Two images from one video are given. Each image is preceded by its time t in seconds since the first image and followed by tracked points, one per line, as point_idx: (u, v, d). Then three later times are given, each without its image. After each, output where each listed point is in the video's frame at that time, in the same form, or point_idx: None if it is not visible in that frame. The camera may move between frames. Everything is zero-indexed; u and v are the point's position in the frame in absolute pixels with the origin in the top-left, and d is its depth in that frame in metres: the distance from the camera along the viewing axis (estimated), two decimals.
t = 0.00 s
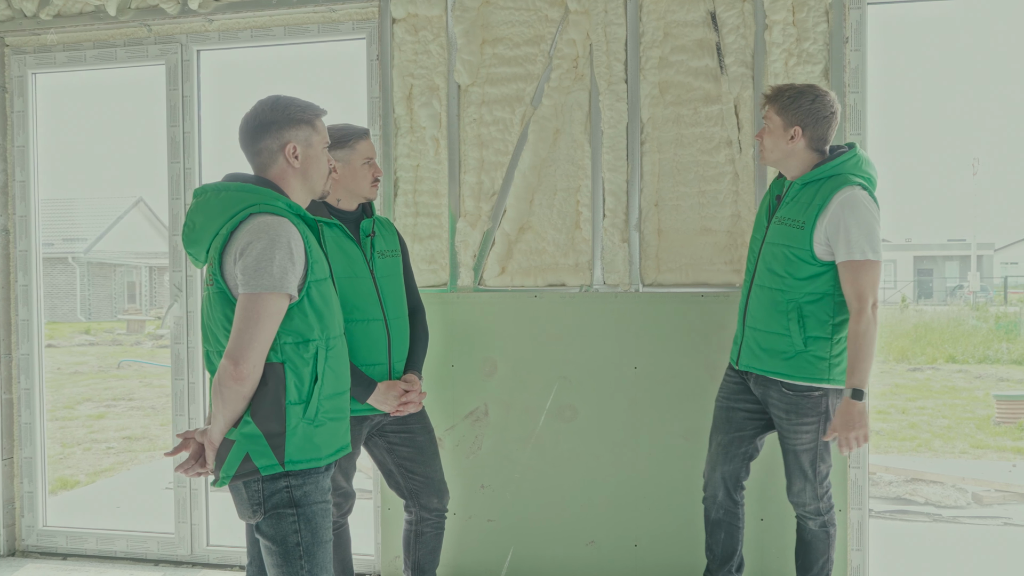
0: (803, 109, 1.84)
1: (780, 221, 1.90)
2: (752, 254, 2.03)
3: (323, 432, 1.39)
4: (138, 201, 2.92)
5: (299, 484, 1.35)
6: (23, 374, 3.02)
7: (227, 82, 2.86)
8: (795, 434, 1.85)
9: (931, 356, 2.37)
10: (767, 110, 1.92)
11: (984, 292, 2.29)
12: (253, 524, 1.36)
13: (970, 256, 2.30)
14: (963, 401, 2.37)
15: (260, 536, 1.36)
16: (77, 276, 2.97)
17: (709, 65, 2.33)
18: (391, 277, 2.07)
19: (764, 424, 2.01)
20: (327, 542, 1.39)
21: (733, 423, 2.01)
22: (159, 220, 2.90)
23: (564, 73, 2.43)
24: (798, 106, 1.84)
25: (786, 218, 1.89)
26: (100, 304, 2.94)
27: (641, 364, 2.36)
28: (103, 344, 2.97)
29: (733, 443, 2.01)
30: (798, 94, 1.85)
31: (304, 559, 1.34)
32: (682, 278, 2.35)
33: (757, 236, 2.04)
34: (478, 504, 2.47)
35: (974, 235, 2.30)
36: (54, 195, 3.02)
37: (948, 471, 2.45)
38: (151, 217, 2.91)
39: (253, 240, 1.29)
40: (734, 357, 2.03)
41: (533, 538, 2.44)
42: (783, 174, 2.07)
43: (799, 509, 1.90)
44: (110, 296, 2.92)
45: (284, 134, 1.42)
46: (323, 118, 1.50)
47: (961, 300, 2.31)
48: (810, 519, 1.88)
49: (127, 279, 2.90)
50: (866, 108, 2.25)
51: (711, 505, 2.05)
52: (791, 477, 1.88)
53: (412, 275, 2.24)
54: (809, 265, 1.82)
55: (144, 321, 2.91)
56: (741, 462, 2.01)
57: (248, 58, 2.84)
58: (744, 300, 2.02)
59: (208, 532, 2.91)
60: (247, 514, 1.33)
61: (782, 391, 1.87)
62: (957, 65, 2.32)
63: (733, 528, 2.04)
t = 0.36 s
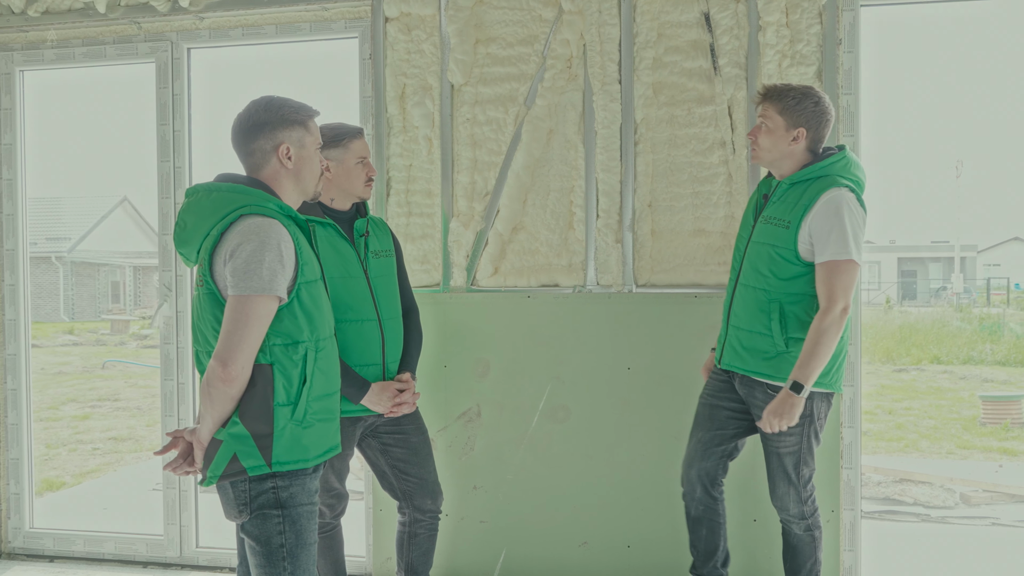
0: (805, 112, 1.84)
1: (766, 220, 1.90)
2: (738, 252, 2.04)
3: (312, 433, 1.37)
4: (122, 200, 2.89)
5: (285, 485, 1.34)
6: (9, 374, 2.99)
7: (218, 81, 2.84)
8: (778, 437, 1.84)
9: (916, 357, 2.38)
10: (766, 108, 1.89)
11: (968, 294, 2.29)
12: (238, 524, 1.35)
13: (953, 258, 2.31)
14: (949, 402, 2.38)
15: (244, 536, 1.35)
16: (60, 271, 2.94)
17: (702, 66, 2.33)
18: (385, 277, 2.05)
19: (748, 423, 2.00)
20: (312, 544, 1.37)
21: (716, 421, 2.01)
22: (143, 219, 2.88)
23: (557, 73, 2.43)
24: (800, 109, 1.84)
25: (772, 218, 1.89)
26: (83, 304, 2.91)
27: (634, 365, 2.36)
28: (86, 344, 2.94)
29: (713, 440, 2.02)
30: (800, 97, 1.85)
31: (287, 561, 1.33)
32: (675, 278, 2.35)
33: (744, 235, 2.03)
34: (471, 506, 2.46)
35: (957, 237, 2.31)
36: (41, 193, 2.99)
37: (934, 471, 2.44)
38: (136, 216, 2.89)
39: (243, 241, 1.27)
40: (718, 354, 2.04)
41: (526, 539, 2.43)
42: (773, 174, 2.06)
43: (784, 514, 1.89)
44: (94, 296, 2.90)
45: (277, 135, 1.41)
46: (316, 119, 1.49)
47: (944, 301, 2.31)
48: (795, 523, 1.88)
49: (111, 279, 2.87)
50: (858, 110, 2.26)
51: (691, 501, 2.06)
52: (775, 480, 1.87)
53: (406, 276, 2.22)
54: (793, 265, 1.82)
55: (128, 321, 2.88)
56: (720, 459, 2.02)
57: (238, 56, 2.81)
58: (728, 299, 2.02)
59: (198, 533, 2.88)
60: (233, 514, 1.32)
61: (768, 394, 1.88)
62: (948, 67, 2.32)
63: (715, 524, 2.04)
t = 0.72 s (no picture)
0: (760, 115, 1.84)
1: (729, 227, 1.90)
2: (699, 262, 2.02)
3: (289, 430, 1.35)
4: (99, 191, 2.84)
5: (263, 480, 1.32)
6: None
7: (204, 73, 2.80)
8: (755, 441, 1.84)
9: (892, 361, 2.40)
10: (724, 110, 1.88)
11: (943, 298, 2.33)
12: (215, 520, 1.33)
13: (930, 263, 2.35)
14: (925, 405, 2.40)
15: (221, 532, 1.33)
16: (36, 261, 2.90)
17: (693, 68, 2.33)
18: (373, 274, 2.03)
19: (715, 429, 2.00)
20: (291, 539, 1.36)
21: (684, 429, 2.00)
22: (121, 212, 2.83)
23: (548, 72, 2.42)
24: (755, 112, 1.84)
25: (735, 224, 1.88)
26: (59, 296, 2.88)
27: (620, 365, 2.36)
28: (60, 337, 2.91)
29: (681, 447, 2.00)
30: (753, 99, 1.85)
31: (265, 556, 1.31)
32: (662, 279, 2.35)
33: (702, 243, 2.02)
34: (454, 505, 2.44)
35: (933, 243, 2.34)
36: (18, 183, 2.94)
37: (913, 474, 2.44)
38: (114, 209, 2.84)
39: (227, 235, 1.26)
40: (688, 365, 2.01)
41: (509, 539, 2.42)
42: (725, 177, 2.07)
43: (765, 515, 1.89)
44: (70, 288, 2.86)
45: (267, 129, 1.39)
46: (306, 115, 1.47)
47: (921, 305, 2.35)
48: (777, 524, 1.88)
49: (87, 271, 2.83)
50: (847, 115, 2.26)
51: (649, 505, 2.05)
52: (755, 484, 1.87)
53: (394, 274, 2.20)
54: (760, 269, 1.83)
55: (104, 314, 2.85)
56: (686, 465, 2.01)
57: (226, 48, 2.78)
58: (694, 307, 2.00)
59: (177, 530, 2.85)
60: (209, 509, 1.30)
61: (740, 399, 1.87)
62: (934, 73, 2.34)
63: (666, 528, 2.06)
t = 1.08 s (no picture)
0: (683, 107, 1.88)
1: (669, 222, 1.90)
2: (640, 262, 1.98)
3: (288, 431, 1.34)
4: (87, 195, 2.84)
5: (261, 483, 1.31)
6: None
7: (198, 75, 2.79)
8: (716, 437, 1.84)
9: (882, 359, 2.38)
10: (666, 110, 1.88)
11: (930, 296, 2.33)
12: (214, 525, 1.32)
13: (917, 261, 2.35)
14: (916, 403, 2.41)
15: (220, 537, 1.31)
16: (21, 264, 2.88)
17: (690, 68, 2.33)
18: (373, 276, 2.01)
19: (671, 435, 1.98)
20: (290, 543, 1.34)
21: (641, 440, 1.98)
22: (110, 217, 2.82)
23: (544, 72, 2.41)
24: (679, 106, 1.87)
25: (675, 218, 1.90)
26: (46, 300, 2.86)
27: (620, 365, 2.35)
28: (49, 341, 2.88)
29: (643, 459, 1.98)
30: (670, 95, 1.88)
31: (264, 561, 1.29)
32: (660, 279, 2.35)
33: (637, 242, 2.00)
34: (454, 506, 2.44)
35: (921, 241, 2.35)
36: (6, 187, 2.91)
37: (908, 471, 2.48)
38: (102, 213, 2.83)
39: (227, 234, 1.25)
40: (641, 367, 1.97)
41: (509, 540, 2.41)
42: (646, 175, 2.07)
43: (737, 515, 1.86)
44: (57, 293, 2.84)
45: (265, 131, 1.38)
46: (305, 117, 1.46)
47: (909, 304, 2.34)
48: (750, 520, 1.85)
49: (74, 275, 2.81)
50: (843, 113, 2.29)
51: (622, 519, 2.01)
52: (722, 483, 1.85)
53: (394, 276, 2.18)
54: (707, 259, 1.85)
55: (93, 318, 2.83)
56: (651, 475, 1.99)
57: (220, 50, 2.77)
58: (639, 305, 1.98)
59: (175, 535, 2.83)
60: (206, 512, 1.29)
61: (698, 396, 1.86)
62: (926, 73, 2.36)
63: (641, 541, 1.99)
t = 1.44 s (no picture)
0: (644, 100, 1.92)
1: (644, 212, 1.91)
2: (614, 255, 1.94)
3: (290, 431, 1.32)
4: (82, 197, 2.85)
5: (260, 484, 1.29)
6: None
7: (203, 76, 2.79)
8: (706, 422, 1.84)
9: (881, 357, 2.38)
10: (630, 105, 1.90)
11: (927, 295, 2.35)
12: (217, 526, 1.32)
13: (914, 259, 2.37)
14: (916, 402, 2.40)
15: (222, 538, 1.31)
16: (19, 268, 2.91)
17: (696, 67, 2.34)
18: (383, 276, 2.01)
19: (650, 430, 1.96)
20: (292, 544, 1.33)
21: (625, 441, 1.93)
22: (106, 219, 2.83)
23: (550, 72, 2.41)
24: (640, 99, 1.91)
25: (651, 208, 1.91)
26: (43, 301, 2.89)
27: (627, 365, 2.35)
28: (46, 343, 2.90)
29: (630, 461, 1.93)
30: (632, 90, 1.92)
31: (264, 563, 1.28)
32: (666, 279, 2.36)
33: (610, 233, 1.95)
34: (461, 506, 2.44)
35: (918, 240, 2.37)
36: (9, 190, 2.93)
37: (910, 470, 2.43)
38: (98, 214, 2.84)
39: (232, 229, 1.25)
40: (621, 360, 1.90)
41: (516, 540, 2.41)
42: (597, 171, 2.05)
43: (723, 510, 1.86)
44: (53, 294, 2.87)
45: (279, 131, 1.39)
46: (321, 119, 1.46)
47: (906, 303, 2.36)
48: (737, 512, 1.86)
49: (70, 277, 2.84)
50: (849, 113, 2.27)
51: (618, 518, 1.95)
52: (714, 474, 1.84)
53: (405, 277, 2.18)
54: (687, 248, 1.89)
55: (89, 320, 2.84)
56: (639, 474, 1.95)
57: (224, 51, 2.77)
58: (616, 299, 1.92)
59: (181, 536, 2.83)
60: (207, 511, 1.30)
61: (681, 384, 1.85)
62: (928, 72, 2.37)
63: (639, 538, 1.95)
